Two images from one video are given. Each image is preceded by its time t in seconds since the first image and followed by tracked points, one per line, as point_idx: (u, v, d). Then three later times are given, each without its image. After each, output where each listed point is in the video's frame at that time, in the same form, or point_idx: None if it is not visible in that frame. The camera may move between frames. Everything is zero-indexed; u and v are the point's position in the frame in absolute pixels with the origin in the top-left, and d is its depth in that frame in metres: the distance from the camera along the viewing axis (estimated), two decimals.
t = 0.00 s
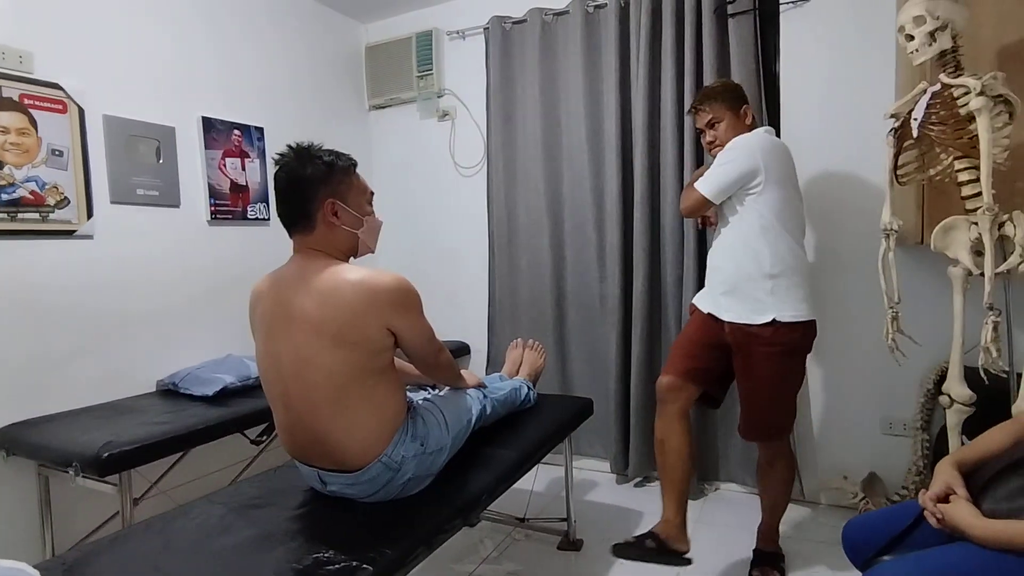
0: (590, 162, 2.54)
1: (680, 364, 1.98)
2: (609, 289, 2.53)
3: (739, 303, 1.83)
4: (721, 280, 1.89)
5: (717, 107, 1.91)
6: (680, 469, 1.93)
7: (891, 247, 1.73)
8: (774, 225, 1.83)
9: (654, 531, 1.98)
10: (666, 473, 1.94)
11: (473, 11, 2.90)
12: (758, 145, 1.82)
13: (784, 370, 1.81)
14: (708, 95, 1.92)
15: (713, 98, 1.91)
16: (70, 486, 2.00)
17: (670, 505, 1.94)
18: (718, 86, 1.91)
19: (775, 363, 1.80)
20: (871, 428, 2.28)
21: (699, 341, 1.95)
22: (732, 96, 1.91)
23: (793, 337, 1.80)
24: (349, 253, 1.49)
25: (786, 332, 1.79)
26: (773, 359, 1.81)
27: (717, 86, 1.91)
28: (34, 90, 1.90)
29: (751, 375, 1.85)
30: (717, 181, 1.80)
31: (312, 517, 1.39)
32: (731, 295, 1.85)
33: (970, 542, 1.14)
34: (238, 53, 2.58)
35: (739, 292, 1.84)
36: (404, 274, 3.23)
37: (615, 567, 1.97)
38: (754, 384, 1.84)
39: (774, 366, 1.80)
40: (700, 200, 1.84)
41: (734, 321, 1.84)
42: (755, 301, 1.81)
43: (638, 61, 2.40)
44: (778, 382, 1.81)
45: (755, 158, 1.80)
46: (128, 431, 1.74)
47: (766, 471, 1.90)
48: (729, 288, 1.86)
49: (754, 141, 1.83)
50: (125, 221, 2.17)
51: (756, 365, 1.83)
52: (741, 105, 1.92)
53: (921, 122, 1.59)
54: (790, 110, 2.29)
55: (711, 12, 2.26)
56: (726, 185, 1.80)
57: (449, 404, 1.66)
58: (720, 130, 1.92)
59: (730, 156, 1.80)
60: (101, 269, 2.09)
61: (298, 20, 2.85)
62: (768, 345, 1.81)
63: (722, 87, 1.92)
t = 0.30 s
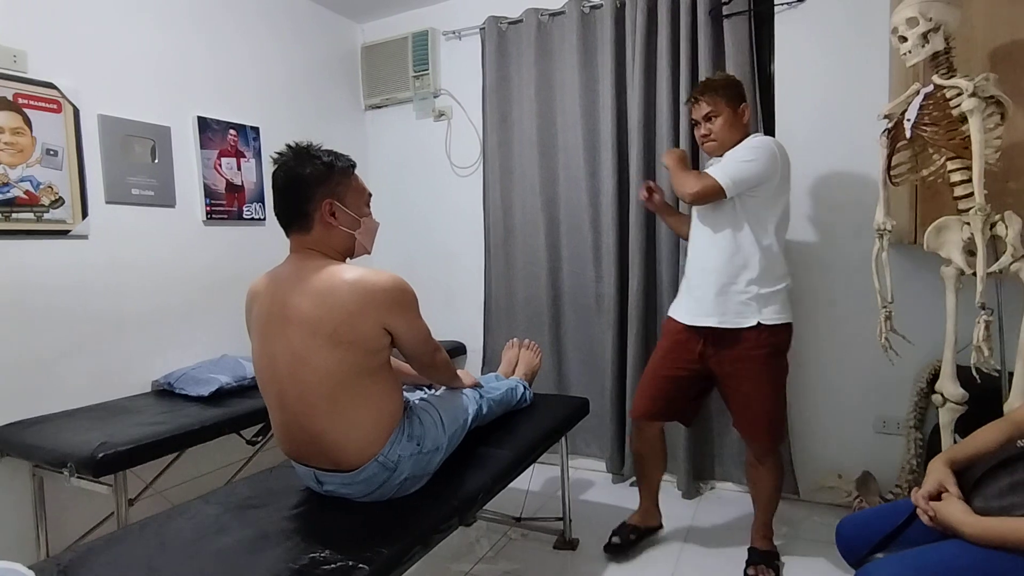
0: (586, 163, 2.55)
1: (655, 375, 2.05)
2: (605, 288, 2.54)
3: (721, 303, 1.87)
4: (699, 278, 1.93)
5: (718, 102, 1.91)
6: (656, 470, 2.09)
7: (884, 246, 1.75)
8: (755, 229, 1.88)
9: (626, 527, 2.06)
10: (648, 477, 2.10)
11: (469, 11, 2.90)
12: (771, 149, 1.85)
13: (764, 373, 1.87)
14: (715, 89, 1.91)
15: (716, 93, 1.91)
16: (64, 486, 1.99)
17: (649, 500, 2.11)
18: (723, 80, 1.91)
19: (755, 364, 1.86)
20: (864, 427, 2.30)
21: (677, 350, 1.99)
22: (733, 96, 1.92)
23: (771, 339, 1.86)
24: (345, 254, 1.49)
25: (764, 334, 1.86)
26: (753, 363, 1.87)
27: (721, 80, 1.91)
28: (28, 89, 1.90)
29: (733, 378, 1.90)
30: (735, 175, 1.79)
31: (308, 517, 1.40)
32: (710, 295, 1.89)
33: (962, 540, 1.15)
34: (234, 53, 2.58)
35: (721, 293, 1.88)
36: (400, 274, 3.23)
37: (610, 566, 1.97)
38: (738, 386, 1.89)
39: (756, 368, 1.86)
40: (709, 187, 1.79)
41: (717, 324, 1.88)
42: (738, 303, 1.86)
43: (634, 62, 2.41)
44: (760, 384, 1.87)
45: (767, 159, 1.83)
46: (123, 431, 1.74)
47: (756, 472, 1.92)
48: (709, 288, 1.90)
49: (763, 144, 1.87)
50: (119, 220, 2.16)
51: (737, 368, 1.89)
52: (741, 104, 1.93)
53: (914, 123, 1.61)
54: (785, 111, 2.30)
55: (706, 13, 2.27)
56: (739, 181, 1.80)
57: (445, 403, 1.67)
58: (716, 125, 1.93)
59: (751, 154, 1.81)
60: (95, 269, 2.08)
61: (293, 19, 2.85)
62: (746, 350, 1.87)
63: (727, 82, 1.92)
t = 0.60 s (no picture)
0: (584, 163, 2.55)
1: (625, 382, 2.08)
2: (604, 288, 2.54)
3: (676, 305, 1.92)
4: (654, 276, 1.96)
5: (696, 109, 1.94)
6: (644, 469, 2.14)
7: (883, 246, 1.75)
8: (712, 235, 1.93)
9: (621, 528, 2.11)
10: (636, 478, 2.15)
11: (468, 10, 2.89)
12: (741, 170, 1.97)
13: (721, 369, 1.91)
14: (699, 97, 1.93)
15: (698, 100, 1.93)
16: (61, 487, 1.98)
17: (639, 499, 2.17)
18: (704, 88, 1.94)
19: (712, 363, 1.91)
20: (863, 427, 2.30)
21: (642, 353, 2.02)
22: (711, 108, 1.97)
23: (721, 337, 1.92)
24: (344, 254, 1.49)
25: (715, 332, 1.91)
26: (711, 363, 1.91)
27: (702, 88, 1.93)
28: (25, 89, 1.89)
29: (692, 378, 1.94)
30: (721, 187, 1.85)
31: (307, 518, 1.39)
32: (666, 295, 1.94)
33: (960, 540, 1.15)
34: (232, 52, 2.57)
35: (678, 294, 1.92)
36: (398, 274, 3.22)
37: (609, 566, 1.97)
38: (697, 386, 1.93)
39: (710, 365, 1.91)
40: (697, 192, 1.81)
41: (672, 325, 1.92)
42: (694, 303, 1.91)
43: (632, 62, 2.41)
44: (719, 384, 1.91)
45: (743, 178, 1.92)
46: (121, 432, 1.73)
47: (735, 469, 1.95)
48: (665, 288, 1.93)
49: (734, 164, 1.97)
50: (116, 220, 2.15)
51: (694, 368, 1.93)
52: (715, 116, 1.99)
53: (913, 123, 1.61)
54: (783, 110, 2.30)
55: (705, 13, 2.27)
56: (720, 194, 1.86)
57: (443, 404, 1.66)
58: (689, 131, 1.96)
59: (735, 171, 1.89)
60: (92, 268, 2.07)
61: (292, 19, 2.84)
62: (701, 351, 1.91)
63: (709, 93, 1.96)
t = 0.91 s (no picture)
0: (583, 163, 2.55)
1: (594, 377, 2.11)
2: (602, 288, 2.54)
3: (647, 296, 2.01)
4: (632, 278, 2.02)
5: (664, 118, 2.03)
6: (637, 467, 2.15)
7: (881, 246, 1.76)
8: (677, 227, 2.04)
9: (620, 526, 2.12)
10: (630, 478, 2.16)
11: (467, 10, 2.90)
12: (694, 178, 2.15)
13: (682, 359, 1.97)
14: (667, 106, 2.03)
15: (666, 110, 2.03)
16: (61, 487, 1.98)
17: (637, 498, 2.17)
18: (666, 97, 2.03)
19: (678, 345, 1.97)
20: (861, 427, 2.31)
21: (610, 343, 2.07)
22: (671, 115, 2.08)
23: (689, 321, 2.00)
24: (343, 254, 1.49)
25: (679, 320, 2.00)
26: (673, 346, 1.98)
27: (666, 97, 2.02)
28: (24, 88, 1.89)
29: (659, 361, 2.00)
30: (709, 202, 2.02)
31: (307, 518, 1.39)
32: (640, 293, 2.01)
33: (957, 538, 1.16)
34: (231, 52, 2.58)
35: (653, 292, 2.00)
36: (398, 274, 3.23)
37: (608, 566, 1.98)
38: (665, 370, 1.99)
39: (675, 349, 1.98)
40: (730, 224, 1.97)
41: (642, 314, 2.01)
42: (665, 291, 2.00)
43: (631, 62, 2.41)
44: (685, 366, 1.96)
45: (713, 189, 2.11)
46: (120, 431, 1.74)
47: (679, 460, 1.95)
48: (637, 281, 2.01)
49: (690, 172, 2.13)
50: (116, 220, 2.15)
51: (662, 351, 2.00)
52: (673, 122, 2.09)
53: (910, 124, 1.62)
54: (782, 110, 2.31)
55: (703, 13, 2.28)
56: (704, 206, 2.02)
57: (443, 403, 1.67)
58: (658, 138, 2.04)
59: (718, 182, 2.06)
60: (92, 268, 2.07)
61: (291, 18, 2.84)
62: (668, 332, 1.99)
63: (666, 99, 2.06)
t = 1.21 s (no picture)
0: (583, 163, 2.55)
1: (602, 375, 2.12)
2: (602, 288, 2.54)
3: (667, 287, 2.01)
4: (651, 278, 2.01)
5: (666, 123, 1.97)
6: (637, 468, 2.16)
7: (881, 246, 1.76)
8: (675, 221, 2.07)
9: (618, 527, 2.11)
10: (631, 478, 2.16)
11: (466, 10, 2.89)
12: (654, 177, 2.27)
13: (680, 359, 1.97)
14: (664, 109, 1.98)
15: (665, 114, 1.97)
16: (60, 487, 1.98)
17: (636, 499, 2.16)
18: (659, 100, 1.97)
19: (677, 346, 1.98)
20: (861, 427, 2.31)
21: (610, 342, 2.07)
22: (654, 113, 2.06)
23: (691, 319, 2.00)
24: (343, 254, 1.49)
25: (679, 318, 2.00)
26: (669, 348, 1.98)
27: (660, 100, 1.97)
28: (24, 88, 1.89)
29: (658, 357, 2.00)
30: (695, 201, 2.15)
31: (306, 518, 1.39)
32: (664, 289, 2.00)
33: (957, 538, 1.16)
34: (231, 52, 2.57)
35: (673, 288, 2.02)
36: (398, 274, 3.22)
37: (609, 566, 1.98)
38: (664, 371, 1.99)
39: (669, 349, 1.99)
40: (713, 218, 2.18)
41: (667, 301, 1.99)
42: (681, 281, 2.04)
43: (631, 62, 2.41)
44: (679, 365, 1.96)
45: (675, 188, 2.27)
46: (120, 431, 1.73)
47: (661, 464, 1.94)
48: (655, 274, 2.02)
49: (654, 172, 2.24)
50: (115, 220, 2.15)
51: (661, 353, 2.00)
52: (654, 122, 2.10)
53: (909, 124, 1.62)
54: (782, 110, 2.31)
55: (703, 13, 2.28)
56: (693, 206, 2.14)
57: (442, 403, 1.67)
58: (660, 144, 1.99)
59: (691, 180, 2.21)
60: (92, 268, 2.07)
61: (291, 18, 2.84)
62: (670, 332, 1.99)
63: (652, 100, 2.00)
